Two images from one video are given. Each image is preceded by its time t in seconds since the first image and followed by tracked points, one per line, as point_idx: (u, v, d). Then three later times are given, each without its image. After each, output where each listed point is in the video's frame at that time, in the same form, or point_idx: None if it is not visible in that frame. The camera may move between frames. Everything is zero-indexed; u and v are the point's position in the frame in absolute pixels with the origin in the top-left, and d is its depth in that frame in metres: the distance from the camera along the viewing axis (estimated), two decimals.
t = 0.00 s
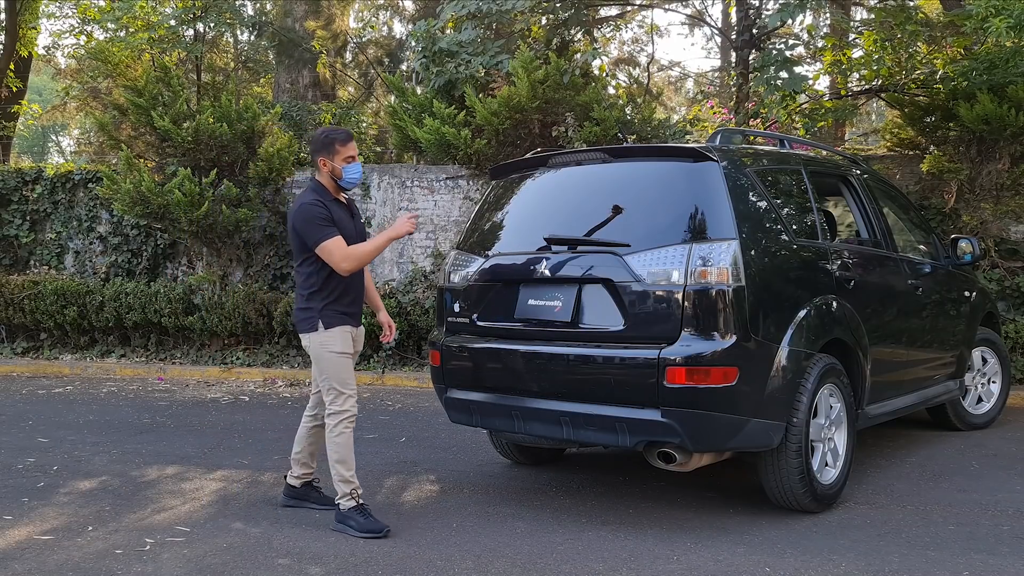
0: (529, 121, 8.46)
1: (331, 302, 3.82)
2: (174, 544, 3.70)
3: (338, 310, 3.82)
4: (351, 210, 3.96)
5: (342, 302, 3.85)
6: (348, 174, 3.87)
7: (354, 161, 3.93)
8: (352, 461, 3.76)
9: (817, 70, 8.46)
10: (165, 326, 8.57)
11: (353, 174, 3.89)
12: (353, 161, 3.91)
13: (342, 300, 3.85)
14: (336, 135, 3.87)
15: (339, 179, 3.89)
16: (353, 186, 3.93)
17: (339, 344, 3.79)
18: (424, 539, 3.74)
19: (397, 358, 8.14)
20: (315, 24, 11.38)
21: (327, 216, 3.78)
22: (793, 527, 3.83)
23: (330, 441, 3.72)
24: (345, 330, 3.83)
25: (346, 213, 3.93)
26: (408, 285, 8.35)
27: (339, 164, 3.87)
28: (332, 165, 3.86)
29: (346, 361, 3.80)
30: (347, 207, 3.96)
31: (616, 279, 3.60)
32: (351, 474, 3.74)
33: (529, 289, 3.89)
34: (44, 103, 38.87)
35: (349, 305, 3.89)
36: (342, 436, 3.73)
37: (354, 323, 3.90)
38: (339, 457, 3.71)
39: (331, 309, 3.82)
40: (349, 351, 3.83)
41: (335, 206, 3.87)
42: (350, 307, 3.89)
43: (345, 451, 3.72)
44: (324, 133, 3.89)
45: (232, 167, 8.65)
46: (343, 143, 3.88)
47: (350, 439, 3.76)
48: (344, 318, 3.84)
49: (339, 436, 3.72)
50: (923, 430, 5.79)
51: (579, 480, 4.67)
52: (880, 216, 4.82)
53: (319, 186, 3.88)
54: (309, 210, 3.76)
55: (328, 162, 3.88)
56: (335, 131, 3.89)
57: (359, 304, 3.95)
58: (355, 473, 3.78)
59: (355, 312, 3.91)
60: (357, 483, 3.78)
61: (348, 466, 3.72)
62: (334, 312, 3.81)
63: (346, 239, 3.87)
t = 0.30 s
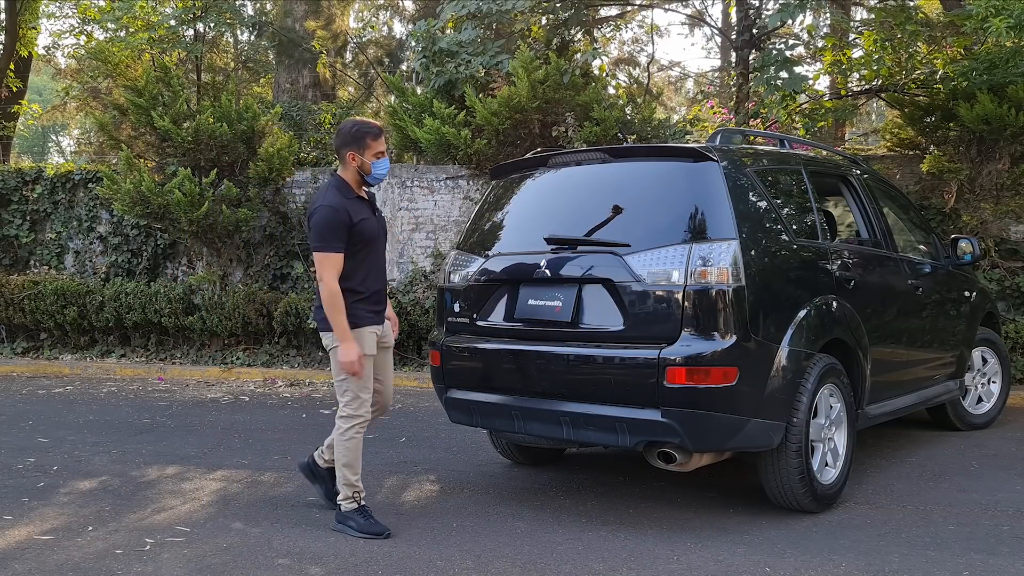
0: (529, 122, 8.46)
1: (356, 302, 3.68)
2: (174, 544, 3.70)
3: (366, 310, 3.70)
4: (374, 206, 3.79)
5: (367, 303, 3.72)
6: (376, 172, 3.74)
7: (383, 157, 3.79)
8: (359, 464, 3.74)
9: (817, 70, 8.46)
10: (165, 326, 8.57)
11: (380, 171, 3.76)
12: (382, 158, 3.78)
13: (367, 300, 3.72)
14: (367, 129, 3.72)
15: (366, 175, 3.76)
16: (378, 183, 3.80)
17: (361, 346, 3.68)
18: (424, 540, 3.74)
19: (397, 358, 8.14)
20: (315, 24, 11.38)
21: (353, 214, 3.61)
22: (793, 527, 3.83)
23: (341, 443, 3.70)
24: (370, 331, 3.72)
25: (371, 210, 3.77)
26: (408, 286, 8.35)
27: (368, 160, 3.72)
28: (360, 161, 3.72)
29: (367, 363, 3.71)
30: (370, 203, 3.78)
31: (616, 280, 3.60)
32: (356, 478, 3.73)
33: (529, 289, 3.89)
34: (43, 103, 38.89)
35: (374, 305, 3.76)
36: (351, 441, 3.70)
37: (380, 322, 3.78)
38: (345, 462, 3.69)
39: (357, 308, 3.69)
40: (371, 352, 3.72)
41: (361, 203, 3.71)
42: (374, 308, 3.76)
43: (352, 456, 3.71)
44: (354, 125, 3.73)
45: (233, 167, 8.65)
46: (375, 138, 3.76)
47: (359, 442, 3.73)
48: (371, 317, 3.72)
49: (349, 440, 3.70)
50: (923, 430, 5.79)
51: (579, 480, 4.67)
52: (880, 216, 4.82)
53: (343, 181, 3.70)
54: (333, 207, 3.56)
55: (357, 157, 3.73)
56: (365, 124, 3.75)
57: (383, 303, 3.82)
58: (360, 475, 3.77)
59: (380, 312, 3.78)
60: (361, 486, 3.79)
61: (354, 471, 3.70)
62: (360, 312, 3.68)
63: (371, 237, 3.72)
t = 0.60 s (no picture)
0: (529, 122, 8.46)
1: (372, 304, 3.68)
2: (174, 544, 3.70)
3: (381, 313, 3.70)
4: (395, 205, 3.78)
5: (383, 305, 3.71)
6: (402, 173, 3.73)
7: (409, 160, 3.78)
8: (359, 466, 3.71)
9: (816, 70, 8.46)
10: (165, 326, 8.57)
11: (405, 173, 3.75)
12: (409, 160, 3.77)
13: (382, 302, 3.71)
14: (399, 129, 3.70)
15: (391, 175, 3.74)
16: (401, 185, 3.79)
17: (374, 349, 3.68)
18: (424, 539, 3.74)
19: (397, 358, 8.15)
20: (315, 24, 11.37)
21: (374, 214, 3.60)
22: (793, 527, 3.83)
23: (341, 443, 3.68)
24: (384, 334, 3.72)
25: (392, 209, 3.75)
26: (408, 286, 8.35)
27: (396, 160, 3.71)
28: (387, 160, 3.70)
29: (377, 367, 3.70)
30: (391, 202, 3.77)
31: (616, 280, 3.60)
32: (353, 479, 3.71)
33: (529, 289, 3.89)
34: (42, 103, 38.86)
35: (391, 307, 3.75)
36: (351, 441, 3.67)
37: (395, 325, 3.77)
38: (343, 461, 3.68)
39: (373, 311, 3.69)
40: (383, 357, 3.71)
41: (383, 203, 3.70)
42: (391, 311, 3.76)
43: (351, 457, 3.68)
44: (385, 123, 3.71)
45: (232, 167, 8.65)
46: (404, 140, 3.75)
47: (360, 443, 3.70)
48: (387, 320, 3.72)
49: (351, 441, 3.67)
50: (923, 430, 5.79)
51: (579, 480, 4.67)
52: (880, 216, 4.82)
53: (367, 179, 3.68)
54: (355, 205, 3.55)
55: (384, 156, 3.71)
56: (396, 124, 3.73)
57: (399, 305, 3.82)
58: (360, 476, 3.75)
59: (396, 314, 3.78)
60: (361, 487, 3.77)
61: (352, 471, 3.69)
62: (376, 315, 3.68)
63: (389, 238, 3.70)
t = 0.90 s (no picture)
0: (529, 122, 8.46)
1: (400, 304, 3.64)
2: (174, 544, 3.70)
3: (408, 312, 3.65)
4: (421, 206, 3.75)
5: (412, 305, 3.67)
6: (426, 175, 3.71)
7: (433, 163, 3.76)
8: (373, 467, 3.71)
9: (817, 70, 8.46)
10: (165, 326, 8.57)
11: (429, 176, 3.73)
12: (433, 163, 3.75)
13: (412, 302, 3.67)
14: (424, 132, 3.68)
15: (414, 177, 3.72)
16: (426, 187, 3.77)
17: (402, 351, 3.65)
18: (424, 540, 3.74)
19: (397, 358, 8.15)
20: (315, 24, 11.36)
21: (404, 212, 3.59)
22: (793, 527, 3.83)
23: (363, 441, 3.68)
24: (413, 334, 3.68)
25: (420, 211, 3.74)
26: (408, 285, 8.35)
27: (420, 163, 3.69)
28: (412, 163, 3.69)
29: (405, 368, 3.68)
30: (418, 204, 3.75)
31: (616, 280, 3.60)
32: (364, 478, 3.72)
33: (529, 289, 3.89)
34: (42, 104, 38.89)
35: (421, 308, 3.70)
36: (371, 442, 3.67)
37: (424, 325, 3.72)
38: (359, 460, 3.69)
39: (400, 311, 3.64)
40: (411, 358, 3.70)
41: (411, 204, 3.69)
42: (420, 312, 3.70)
43: (367, 457, 3.68)
44: (410, 126, 3.70)
45: (232, 167, 8.65)
46: (429, 143, 3.72)
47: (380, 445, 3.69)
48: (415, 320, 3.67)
49: (371, 441, 3.67)
50: (922, 430, 5.79)
51: (579, 480, 4.67)
52: (880, 216, 4.82)
53: (392, 180, 3.68)
54: (384, 203, 3.55)
55: (409, 158, 3.69)
56: (422, 127, 3.71)
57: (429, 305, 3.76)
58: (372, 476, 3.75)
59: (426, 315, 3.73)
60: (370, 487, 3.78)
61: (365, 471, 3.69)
62: (404, 314, 3.64)
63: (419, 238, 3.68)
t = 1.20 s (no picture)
0: (529, 121, 8.46)
1: (430, 300, 3.67)
2: (174, 544, 3.70)
3: (438, 306, 3.68)
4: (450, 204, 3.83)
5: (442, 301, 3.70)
6: (450, 176, 3.78)
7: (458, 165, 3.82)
8: (403, 463, 3.68)
9: (817, 70, 8.45)
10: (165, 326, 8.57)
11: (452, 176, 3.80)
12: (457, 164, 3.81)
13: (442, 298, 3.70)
14: (450, 133, 3.75)
15: (438, 177, 3.79)
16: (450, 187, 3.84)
17: (436, 345, 3.66)
18: (424, 540, 3.74)
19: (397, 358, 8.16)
20: (315, 24, 11.36)
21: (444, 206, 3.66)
22: (793, 527, 3.83)
23: (397, 435, 3.65)
24: (444, 328, 3.70)
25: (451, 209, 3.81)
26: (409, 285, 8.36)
27: (445, 164, 3.76)
28: (439, 162, 3.75)
29: (441, 365, 3.69)
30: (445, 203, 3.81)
31: (616, 280, 3.60)
32: (391, 473, 3.67)
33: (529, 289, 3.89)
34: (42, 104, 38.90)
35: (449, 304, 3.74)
36: (406, 437, 3.64)
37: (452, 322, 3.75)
38: (390, 454, 3.64)
39: (429, 306, 3.66)
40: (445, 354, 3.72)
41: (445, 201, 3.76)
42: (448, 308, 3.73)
43: (399, 453, 3.65)
44: (439, 127, 3.76)
45: (232, 167, 8.65)
46: (456, 144, 3.78)
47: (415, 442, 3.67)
48: (443, 316, 3.70)
49: (407, 436, 3.64)
50: (922, 430, 5.79)
51: (579, 480, 4.67)
52: (880, 216, 4.82)
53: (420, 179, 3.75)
54: (426, 197, 3.61)
55: (436, 157, 3.76)
56: (451, 128, 3.78)
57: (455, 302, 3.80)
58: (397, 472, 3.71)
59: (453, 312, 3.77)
60: (392, 483, 3.73)
61: (394, 466, 3.65)
62: (433, 310, 3.67)
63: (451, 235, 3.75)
